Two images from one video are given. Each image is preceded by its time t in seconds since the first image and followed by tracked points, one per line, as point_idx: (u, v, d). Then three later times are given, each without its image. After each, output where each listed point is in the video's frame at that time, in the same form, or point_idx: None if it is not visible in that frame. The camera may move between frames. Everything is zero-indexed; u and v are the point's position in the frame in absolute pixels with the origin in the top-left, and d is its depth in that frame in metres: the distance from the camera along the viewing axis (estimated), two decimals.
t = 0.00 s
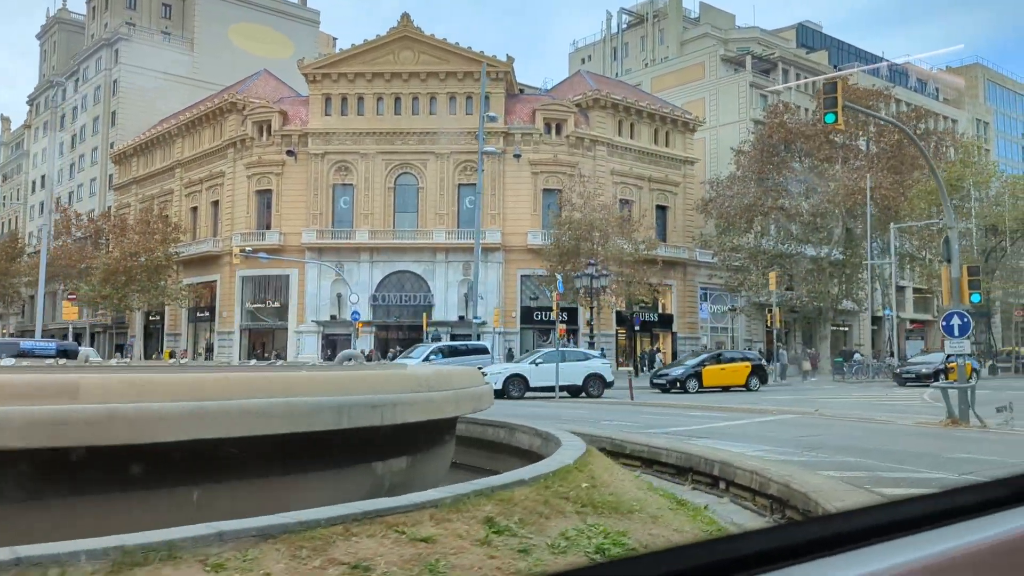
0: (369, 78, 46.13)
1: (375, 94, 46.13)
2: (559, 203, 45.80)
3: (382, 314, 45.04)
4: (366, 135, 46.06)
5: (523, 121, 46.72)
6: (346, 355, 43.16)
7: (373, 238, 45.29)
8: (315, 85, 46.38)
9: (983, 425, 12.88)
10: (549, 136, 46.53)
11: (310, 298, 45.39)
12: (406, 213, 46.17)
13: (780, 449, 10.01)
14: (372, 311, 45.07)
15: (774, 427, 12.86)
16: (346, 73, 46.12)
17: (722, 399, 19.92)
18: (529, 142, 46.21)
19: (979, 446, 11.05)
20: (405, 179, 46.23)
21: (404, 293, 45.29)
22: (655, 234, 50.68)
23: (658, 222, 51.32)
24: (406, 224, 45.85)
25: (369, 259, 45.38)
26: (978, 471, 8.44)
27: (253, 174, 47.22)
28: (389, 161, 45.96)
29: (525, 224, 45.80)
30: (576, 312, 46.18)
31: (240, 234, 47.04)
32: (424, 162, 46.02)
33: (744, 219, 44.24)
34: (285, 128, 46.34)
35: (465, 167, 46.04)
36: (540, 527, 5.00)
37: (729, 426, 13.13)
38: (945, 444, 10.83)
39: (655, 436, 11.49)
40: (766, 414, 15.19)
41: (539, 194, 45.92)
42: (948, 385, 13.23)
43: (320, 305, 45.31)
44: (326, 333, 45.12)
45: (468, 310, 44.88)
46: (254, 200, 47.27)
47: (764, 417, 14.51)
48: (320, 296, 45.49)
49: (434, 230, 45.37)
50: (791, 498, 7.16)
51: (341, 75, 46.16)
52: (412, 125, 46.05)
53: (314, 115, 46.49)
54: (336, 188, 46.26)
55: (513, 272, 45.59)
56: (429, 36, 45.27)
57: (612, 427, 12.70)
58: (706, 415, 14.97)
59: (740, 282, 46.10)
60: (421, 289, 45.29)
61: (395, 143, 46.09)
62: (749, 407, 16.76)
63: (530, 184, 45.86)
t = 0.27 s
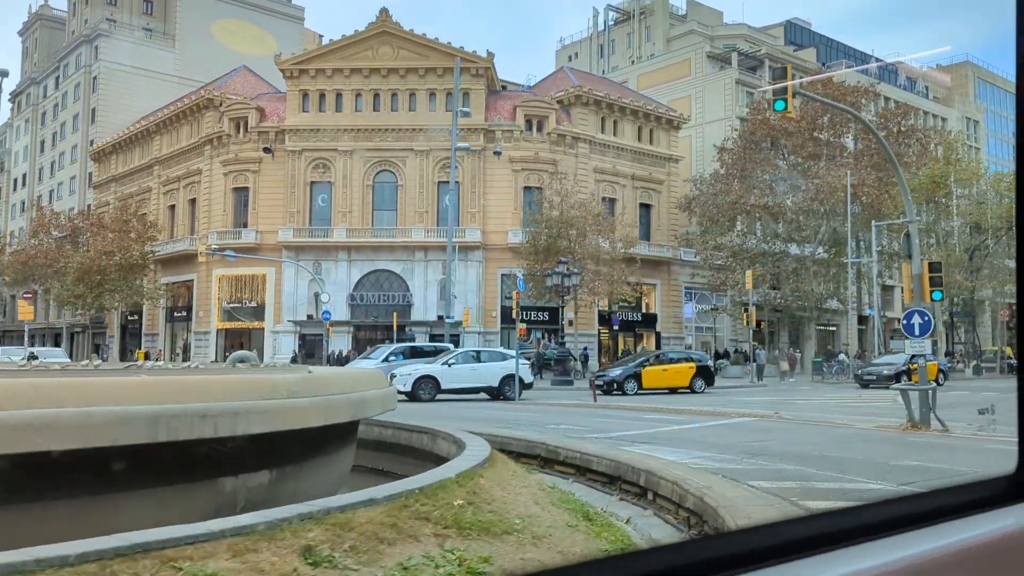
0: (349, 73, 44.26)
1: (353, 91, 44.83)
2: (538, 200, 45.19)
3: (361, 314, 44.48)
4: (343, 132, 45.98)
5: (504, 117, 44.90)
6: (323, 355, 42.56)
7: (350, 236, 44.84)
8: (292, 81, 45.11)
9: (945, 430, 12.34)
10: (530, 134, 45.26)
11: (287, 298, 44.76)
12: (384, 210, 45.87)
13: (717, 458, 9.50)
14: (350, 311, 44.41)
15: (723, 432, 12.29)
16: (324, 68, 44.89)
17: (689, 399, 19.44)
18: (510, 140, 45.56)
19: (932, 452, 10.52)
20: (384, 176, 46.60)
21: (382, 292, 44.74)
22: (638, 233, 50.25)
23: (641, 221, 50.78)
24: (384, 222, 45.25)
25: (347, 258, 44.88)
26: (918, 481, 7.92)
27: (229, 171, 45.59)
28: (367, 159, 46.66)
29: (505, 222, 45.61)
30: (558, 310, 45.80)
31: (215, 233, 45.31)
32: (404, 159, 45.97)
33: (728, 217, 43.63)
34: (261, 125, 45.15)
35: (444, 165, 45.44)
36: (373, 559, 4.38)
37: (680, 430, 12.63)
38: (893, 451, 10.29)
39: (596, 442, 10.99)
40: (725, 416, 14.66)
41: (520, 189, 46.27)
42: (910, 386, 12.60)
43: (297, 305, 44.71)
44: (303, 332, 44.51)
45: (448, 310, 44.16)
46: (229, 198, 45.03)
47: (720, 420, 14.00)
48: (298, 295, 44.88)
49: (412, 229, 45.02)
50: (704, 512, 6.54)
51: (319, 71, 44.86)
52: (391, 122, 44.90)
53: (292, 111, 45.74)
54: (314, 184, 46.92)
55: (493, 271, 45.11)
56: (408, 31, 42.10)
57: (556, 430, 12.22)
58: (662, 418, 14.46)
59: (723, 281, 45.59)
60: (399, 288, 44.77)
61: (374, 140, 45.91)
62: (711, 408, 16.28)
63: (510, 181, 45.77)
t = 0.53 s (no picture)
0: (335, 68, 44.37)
1: (341, 86, 45.00)
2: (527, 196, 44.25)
3: (349, 313, 43.83)
4: (333, 128, 44.60)
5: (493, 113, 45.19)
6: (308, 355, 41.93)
7: (338, 234, 44.01)
8: (278, 76, 44.63)
9: (914, 434, 11.71)
10: (520, 129, 44.80)
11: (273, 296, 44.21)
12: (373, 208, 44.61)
13: (656, 466, 8.91)
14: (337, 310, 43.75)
15: (676, 436, 11.64)
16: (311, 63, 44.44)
17: (663, 400, 18.85)
18: (499, 135, 44.67)
19: (891, 459, 9.84)
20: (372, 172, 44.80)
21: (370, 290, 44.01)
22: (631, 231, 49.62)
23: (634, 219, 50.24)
24: (372, 219, 44.35)
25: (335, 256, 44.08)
26: (861, 493, 7.26)
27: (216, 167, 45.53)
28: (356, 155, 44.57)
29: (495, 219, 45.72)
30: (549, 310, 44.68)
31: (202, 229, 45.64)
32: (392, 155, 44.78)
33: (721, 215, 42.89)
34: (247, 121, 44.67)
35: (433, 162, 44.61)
36: None
37: (635, 433, 12.07)
38: (847, 458, 9.63)
39: (539, 447, 10.43)
40: (690, 418, 14.08)
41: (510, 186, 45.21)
42: (880, 388, 11.88)
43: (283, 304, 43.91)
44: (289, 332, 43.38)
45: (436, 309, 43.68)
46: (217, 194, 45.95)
47: (682, 422, 13.43)
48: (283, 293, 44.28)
49: (400, 226, 43.83)
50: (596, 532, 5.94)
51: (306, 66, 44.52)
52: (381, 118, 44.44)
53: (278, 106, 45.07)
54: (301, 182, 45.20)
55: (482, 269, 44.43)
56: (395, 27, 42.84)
57: (502, 433, 11.69)
58: (623, 420, 13.90)
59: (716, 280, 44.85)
60: (387, 287, 44.05)
61: (362, 136, 45.00)
62: (679, 410, 15.70)
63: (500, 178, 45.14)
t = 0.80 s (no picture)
0: (351, 61, 44.33)
1: (358, 79, 44.35)
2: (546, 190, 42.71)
3: (363, 309, 43.37)
4: (348, 122, 44.18)
5: (510, 106, 44.68)
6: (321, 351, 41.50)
7: (352, 228, 43.40)
8: (295, 70, 44.68)
9: (913, 442, 10.78)
10: (538, 123, 44.52)
11: (287, 291, 43.98)
12: (388, 203, 44.23)
13: (610, 476, 8.10)
14: (351, 306, 43.39)
15: (652, 440, 10.81)
16: (327, 57, 44.30)
17: (663, 400, 18.04)
18: (516, 129, 44.15)
19: (878, 469, 8.91)
20: (387, 167, 44.28)
21: (384, 286, 43.52)
22: (652, 228, 48.57)
23: (656, 215, 49.18)
24: (387, 215, 44.05)
25: (349, 251, 43.52)
26: (824, 511, 6.37)
27: (232, 162, 45.73)
28: (370, 149, 44.13)
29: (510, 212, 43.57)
30: (564, 307, 44.13)
31: (217, 224, 45.52)
32: (407, 148, 43.98)
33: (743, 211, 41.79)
34: (263, 115, 44.94)
35: (448, 156, 44.07)
36: None
37: (612, 437, 11.26)
38: (827, 467, 8.74)
39: (498, 452, 9.68)
40: (679, 421, 13.24)
41: (526, 180, 43.88)
42: (877, 389, 11.03)
43: (297, 298, 43.80)
44: (302, 326, 43.58)
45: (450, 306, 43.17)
46: (232, 189, 45.85)
47: (669, 426, 12.59)
48: (298, 289, 43.99)
49: (415, 222, 43.29)
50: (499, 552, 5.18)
51: (321, 60, 44.42)
52: (397, 112, 44.01)
53: (294, 101, 44.80)
54: (316, 176, 44.61)
55: (497, 266, 43.62)
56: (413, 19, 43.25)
57: (467, 435, 10.97)
58: (607, 423, 13.11)
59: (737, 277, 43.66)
60: (401, 283, 43.49)
61: (378, 129, 44.12)
62: (673, 412, 14.86)
63: (516, 171, 43.83)
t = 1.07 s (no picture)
0: (385, 59, 44.16)
1: (392, 76, 44.09)
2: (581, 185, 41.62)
3: (395, 308, 43.08)
4: (381, 120, 43.96)
5: (545, 102, 43.98)
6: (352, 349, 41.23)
7: (385, 227, 43.20)
8: (330, 68, 44.75)
9: (929, 455, 9.71)
10: (574, 119, 43.71)
11: (321, 289, 43.89)
12: (421, 202, 43.97)
13: (566, 490, 7.32)
14: (383, 304, 43.15)
15: (637, 449, 9.96)
16: (361, 54, 44.23)
17: (679, 405, 17.07)
18: (551, 125, 43.40)
19: (877, 482, 7.92)
20: (421, 165, 44.00)
21: (417, 284, 43.13)
22: (692, 226, 47.29)
23: (696, 213, 47.89)
24: (420, 212, 43.73)
25: (382, 250, 43.28)
26: (783, 538, 5.50)
27: (268, 160, 45.83)
28: (403, 147, 43.88)
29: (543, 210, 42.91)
30: (599, 307, 43.29)
31: (253, 222, 45.69)
32: (440, 146, 43.64)
33: (785, 207, 40.32)
34: (298, 113, 44.97)
35: (482, 154, 43.61)
36: None
37: (596, 445, 10.42)
38: (816, 481, 7.79)
39: (462, 461, 8.96)
40: (680, 428, 12.30)
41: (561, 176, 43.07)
42: (891, 397, 9.99)
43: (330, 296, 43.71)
44: (336, 325, 43.43)
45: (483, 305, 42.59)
46: (268, 187, 45.99)
47: (666, 433, 11.68)
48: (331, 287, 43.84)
49: (447, 220, 42.91)
50: None
51: (356, 57, 44.37)
52: (431, 109, 43.65)
53: (328, 99, 44.77)
54: (350, 175, 44.55)
55: (531, 264, 42.88)
56: (448, 15, 42.97)
57: (441, 440, 10.28)
58: (602, 429, 12.25)
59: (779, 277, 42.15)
60: (434, 281, 43.08)
61: (412, 127, 43.81)
62: (680, 417, 13.91)
63: (551, 168, 43.09)
